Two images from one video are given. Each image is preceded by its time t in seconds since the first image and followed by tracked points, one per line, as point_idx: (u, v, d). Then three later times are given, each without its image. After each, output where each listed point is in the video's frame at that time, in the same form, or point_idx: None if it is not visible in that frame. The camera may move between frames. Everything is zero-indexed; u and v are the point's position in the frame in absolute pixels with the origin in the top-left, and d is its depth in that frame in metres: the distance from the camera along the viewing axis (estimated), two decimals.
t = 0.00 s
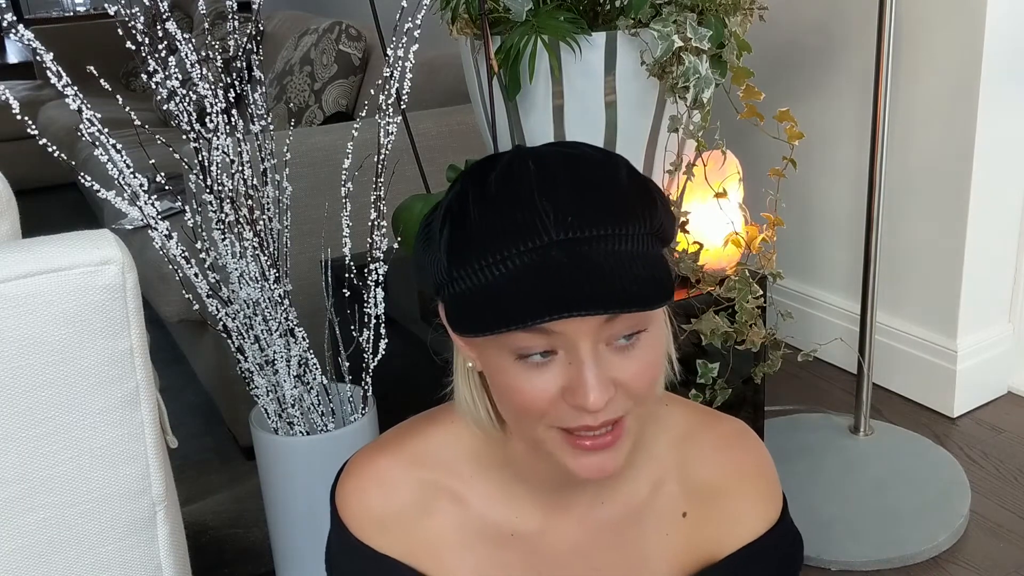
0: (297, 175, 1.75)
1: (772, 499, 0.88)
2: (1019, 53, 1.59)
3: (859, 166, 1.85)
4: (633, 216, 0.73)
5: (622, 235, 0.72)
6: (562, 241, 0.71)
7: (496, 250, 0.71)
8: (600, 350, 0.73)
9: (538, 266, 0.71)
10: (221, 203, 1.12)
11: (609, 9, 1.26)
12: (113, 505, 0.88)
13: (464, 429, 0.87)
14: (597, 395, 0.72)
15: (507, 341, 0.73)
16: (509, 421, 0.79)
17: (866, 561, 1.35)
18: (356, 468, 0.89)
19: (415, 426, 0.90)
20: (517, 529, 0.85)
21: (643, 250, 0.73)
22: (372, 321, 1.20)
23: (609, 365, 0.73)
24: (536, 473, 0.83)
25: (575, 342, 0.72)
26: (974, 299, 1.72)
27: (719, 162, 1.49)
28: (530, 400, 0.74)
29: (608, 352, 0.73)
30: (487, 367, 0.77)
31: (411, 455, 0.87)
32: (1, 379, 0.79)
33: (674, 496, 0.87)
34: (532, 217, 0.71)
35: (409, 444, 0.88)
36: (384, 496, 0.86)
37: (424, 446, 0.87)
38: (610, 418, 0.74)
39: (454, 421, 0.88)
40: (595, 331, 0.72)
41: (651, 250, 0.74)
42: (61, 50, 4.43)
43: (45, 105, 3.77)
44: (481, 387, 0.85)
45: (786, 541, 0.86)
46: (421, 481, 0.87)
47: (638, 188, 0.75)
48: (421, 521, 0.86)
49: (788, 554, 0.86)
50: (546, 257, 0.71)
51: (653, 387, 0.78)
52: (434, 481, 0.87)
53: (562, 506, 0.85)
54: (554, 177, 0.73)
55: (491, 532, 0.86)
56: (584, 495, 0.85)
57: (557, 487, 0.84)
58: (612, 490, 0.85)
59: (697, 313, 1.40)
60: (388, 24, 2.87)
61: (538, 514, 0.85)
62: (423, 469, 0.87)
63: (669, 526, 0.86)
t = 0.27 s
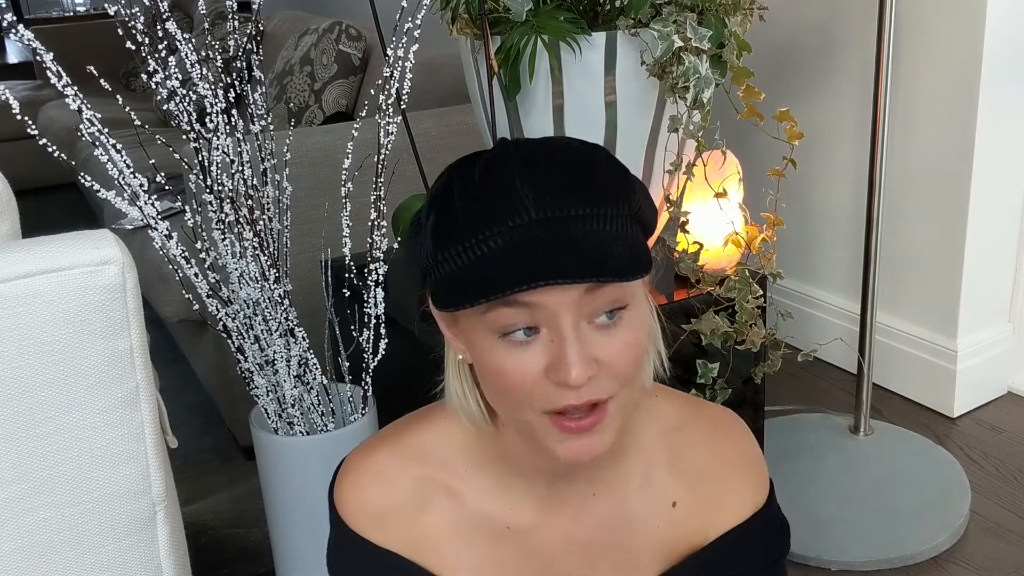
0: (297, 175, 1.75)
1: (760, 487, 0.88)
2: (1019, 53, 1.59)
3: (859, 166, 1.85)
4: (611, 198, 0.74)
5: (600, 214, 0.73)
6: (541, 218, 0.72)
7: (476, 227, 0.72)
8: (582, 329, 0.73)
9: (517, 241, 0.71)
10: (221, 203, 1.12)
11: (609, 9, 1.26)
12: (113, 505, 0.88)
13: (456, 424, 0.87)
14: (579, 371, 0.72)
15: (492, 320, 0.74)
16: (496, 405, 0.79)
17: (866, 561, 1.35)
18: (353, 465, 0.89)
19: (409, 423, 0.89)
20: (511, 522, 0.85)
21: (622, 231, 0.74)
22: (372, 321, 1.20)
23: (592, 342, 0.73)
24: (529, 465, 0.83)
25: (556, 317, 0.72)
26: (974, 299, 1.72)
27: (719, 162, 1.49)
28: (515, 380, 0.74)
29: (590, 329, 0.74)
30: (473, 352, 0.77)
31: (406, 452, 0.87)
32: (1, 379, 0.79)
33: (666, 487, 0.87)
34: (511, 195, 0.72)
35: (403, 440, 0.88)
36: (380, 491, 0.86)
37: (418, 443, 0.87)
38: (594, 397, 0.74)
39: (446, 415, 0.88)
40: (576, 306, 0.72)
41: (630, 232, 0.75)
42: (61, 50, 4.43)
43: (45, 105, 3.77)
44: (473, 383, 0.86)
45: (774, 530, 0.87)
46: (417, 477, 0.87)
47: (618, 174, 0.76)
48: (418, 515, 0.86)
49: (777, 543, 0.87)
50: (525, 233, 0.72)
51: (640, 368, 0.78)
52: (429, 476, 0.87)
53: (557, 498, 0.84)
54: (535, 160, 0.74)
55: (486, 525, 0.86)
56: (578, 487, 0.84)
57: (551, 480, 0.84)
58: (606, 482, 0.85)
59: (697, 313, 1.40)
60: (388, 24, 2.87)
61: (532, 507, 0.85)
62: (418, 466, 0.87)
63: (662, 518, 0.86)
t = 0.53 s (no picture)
0: (297, 175, 1.74)
1: (756, 479, 0.88)
2: (1019, 53, 1.59)
3: (859, 166, 1.85)
4: (602, 183, 0.74)
5: (591, 197, 0.73)
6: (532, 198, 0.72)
7: (468, 205, 0.73)
8: (570, 310, 0.73)
9: (507, 218, 0.72)
10: (221, 203, 1.12)
11: (609, 9, 1.26)
12: (113, 505, 0.88)
13: (455, 419, 0.88)
14: (566, 349, 0.72)
15: (484, 301, 0.74)
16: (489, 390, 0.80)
17: (866, 561, 1.35)
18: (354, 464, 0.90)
19: (409, 420, 0.90)
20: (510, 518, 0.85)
21: (613, 215, 0.74)
22: (372, 321, 1.20)
23: (582, 323, 0.73)
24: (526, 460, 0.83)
25: (544, 298, 0.72)
26: (975, 299, 1.72)
27: (718, 162, 1.49)
28: (506, 364, 0.74)
29: (579, 311, 0.74)
30: (468, 338, 0.78)
31: (406, 449, 0.88)
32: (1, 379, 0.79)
33: (664, 480, 0.87)
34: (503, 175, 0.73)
35: (403, 438, 0.88)
36: (382, 488, 0.88)
37: (418, 440, 0.88)
38: (584, 379, 0.73)
39: (446, 412, 0.89)
40: (564, 286, 0.72)
41: (621, 217, 0.75)
42: (61, 50, 4.43)
43: (45, 105, 3.77)
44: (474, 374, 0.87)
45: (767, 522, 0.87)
46: (417, 473, 0.88)
47: (611, 161, 0.77)
48: (419, 511, 0.87)
49: (771, 535, 0.87)
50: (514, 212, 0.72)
51: (632, 353, 0.77)
52: (429, 472, 0.87)
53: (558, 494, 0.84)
54: (528, 144, 0.75)
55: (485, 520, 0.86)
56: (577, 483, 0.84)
57: (549, 475, 0.83)
58: (604, 476, 0.85)
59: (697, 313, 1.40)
60: (388, 24, 2.87)
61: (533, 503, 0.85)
62: (418, 463, 0.88)
63: (660, 511, 0.86)
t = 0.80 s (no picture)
0: (297, 175, 1.74)
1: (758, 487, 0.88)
2: (1019, 54, 1.59)
3: (859, 166, 1.85)
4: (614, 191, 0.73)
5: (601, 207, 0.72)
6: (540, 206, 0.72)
7: (476, 211, 0.72)
8: (570, 320, 0.73)
9: (514, 225, 0.71)
10: (221, 203, 1.12)
11: (609, 10, 1.26)
12: (113, 505, 0.88)
13: (463, 415, 0.87)
14: (564, 359, 0.71)
15: (487, 303, 0.74)
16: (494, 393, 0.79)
17: (866, 561, 1.35)
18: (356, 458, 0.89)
19: (416, 414, 0.90)
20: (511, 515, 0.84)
21: (625, 224, 0.73)
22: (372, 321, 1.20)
23: (581, 332, 0.73)
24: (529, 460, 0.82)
25: (545, 305, 0.72)
26: (975, 299, 1.72)
27: (719, 162, 1.49)
28: (507, 367, 0.74)
29: (579, 320, 0.73)
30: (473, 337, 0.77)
31: (412, 442, 0.87)
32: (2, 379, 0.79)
33: (667, 485, 0.86)
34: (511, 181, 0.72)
35: (409, 430, 0.88)
36: (383, 482, 0.87)
37: (424, 434, 0.87)
38: (582, 388, 0.73)
39: (453, 408, 0.88)
40: (565, 294, 0.72)
41: (634, 227, 0.73)
42: (61, 50, 4.43)
43: (45, 105, 3.78)
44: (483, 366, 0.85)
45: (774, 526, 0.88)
46: (420, 468, 0.87)
47: (625, 169, 0.75)
48: (419, 507, 0.86)
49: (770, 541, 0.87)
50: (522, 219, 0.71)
51: (635, 361, 0.77)
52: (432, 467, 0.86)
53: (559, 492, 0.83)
54: (540, 150, 0.74)
55: (485, 518, 0.85)
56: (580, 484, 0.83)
57: (551, 473, 0.82)
58: (608, 477, 0.83)
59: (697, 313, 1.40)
60: (388, 24, 2.87)
61: (534, 500, 0.84)
62: (422, 456, 0.87)
63: (662, 515, 0.85)
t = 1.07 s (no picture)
0: (297, 175, 1.74)
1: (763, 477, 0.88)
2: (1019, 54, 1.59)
3: (859, 166, 1.85)
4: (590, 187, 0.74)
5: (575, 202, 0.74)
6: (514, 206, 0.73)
7: (450, 212, 0.74)
8: (550, 313, 0.75)
9: (487, 227, 0.73)
10: (221, 203, 1.12)
11: (609, 10, 1.26)
12: (114, 505, 0.88)
13: (467, 404, 0.90)
14: (544, 353, 0.74)
15: (469, 300, 0.76)
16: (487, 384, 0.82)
17: (866, 561, 1.35)
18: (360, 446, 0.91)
19: (419, 405, 0.92)
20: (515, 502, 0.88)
21: (601, 218, 0.74)
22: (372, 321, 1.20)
23: (563, 326, 0.76)
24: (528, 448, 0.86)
25: (523, 302, 0.74)
26: (975, 299, 1.73)
27: (719, 162, 1.49)
28: (493, 360, 0.77)
29: (559, 314, 0.76)
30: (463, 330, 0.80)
31: (415, 431, 0.90)
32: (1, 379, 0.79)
33: (667, 473, 0.88)
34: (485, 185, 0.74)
35: (413, 421, 0.90)
36: (387, 467, 0.89)
37: (427, 422, 0.90)
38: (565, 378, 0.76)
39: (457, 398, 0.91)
40: (541, 290, 0.74)
41: (610, 219, 0.75)
42: (61, 50, 4.43)
43: (45, 105, 3.77)
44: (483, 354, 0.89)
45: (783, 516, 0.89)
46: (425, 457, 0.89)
47: (600, 162, 0.76)
48: (425, 493, 0.89)
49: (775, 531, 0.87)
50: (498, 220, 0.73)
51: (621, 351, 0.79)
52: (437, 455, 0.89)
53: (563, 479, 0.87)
54: (515, 151, 0.75)
55: (490, 504, 0.88)
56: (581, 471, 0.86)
57: (554, 460, 0.86)
58: (607, 464, 0.87)
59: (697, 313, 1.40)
60: (388, 24, 2.87)
61: (538, 487, 0.87)
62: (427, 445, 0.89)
63: (662, 503, 0.87)
